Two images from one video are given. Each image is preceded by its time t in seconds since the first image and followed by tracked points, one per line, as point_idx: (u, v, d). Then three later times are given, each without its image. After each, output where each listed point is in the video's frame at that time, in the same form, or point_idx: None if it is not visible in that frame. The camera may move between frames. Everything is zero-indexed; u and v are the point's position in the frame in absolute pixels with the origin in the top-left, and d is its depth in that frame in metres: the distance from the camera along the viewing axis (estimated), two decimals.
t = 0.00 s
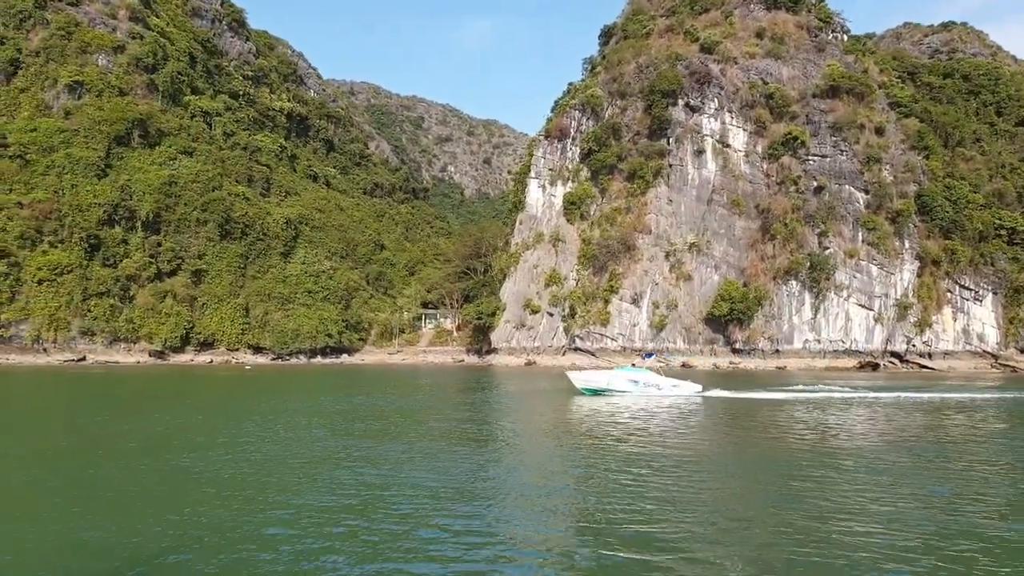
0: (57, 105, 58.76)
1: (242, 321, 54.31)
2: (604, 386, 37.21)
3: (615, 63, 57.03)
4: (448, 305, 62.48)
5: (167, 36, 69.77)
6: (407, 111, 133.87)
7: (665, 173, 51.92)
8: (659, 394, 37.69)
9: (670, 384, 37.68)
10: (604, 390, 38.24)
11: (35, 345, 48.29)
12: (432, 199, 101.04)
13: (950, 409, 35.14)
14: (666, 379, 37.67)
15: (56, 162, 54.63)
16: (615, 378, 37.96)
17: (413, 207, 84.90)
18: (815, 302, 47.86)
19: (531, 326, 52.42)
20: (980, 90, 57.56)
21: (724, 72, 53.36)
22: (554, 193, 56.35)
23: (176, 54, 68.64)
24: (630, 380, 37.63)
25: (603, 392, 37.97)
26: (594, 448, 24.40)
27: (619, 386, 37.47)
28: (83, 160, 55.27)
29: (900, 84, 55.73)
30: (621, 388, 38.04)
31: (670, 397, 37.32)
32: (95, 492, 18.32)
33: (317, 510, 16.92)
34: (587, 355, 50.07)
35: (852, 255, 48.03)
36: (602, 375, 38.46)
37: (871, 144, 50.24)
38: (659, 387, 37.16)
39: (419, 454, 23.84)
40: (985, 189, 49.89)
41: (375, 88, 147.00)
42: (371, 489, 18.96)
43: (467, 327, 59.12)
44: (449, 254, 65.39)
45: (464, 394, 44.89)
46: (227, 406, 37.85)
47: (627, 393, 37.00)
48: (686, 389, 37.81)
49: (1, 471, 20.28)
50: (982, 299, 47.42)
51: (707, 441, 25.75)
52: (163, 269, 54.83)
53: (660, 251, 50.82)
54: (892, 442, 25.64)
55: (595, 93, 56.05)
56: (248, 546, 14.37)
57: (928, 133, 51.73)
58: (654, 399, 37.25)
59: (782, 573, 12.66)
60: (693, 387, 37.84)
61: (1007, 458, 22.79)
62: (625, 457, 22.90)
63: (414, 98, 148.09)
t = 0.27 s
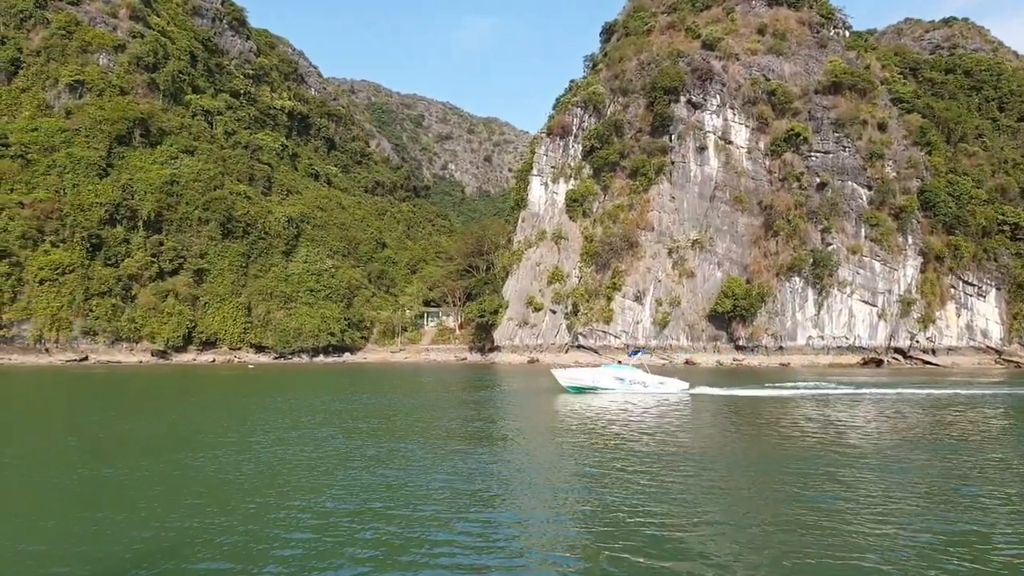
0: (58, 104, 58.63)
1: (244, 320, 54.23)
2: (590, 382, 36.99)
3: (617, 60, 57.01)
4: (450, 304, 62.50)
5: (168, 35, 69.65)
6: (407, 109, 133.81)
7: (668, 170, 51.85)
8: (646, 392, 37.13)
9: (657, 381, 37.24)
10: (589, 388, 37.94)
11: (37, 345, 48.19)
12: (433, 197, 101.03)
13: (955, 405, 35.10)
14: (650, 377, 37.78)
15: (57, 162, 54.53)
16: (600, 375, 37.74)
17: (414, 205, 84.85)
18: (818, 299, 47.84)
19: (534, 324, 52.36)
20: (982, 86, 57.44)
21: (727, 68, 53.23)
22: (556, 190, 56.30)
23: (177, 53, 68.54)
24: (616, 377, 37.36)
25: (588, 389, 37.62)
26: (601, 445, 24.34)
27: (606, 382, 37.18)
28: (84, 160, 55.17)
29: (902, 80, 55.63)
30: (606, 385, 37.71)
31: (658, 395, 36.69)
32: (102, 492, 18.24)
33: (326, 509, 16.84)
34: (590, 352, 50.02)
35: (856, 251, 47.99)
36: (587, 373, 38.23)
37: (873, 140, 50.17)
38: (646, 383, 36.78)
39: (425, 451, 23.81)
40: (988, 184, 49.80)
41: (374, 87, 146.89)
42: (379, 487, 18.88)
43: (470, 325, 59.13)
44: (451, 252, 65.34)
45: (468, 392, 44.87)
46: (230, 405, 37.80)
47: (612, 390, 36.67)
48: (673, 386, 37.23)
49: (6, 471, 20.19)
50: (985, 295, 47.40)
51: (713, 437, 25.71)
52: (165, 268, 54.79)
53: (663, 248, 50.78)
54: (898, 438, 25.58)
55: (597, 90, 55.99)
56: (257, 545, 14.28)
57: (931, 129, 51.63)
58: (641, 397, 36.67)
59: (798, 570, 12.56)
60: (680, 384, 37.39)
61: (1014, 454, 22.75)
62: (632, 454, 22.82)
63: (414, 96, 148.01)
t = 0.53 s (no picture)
0: (60, 104, 58.60)
1: (247, 320, 54.22)
2: (575, 381, 36.23)
3: (619, 57, 56.90)
4: (453, 302, 62.48)
5: (169, 35, 69.64)
6: (408, 107, 133.73)
7: (671, 168, 51.71)
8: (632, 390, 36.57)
9: (643, 378, 36.66)
10: (574, 387, 37.18)
11: (41, 345, 48.21)
12: (435, 196, 100.98)
13: (961, 402, 34.93)
14: (638, 372, 36.98)
15: (60, 162, 54.51)
16: (584, 373, 36.98)
17: (416, 204, 84.82)
18: (822, 296, 47.69)
19: (537, 322, 52.25)
20: (985, 81, 57.17)
21: (729, 65, 53.07)
22: (559, 188, 56.19)
23: (178, 53, 68.50)
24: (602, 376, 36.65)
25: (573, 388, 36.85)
26: (606, 443, 24.25)
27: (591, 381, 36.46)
28: (87, 160, 55.17)
29: (905, 76, 55.40)
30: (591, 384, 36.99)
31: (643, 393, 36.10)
32: (106, 492, 18.16)
33: (330, 508, 16.75)
34: (594, 350, 49.93)
35: (860, 248, 47.82)
36: (572, 371, 37.40)
37: (877, 136, 49.99)
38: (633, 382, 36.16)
39: (429, 450, 23.75)
40: (993, 180, 49.56)
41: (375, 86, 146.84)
42: (383, 486, 18.80)
43: (473, 324, 59.09)
44: (453, 250, 65.27)
45: (471, 390, 44.80)
46: (232, 404, 37.77)
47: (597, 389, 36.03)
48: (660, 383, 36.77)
49: (10, 471, 20.12)
50: (990, 292, 47.20)
51: (718, 435, 25.62)
52: (168, 268, 54.75)
53: (666, 245, 50.67)
54: (904, 435, 25.46)
55: (599, 87, 55.87)
56: (262, 544, 14.18)
57: (934, 125, 51.41)
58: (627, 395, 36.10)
59: (807, 567, 12.46)
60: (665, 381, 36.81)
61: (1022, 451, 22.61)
62: (636, 452, 22.75)
63: (414, 95, 147.94)
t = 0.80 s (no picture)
0: (66, 104, 58.72)
1: (252, 318, 54.25)
2: (563, 381, 36.15)
3: (624, 55, 56.76)
4: (457, 301, 62.45)
5: (174, 34, 69.71)
6: (412, 106, 133.70)
7: (676, 166, 51.53)
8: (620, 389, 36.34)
9: (631, 378, 36.41)
10: (562, 387, 37.43)
11: (48, 343, 48.30)
12: (439, 195, 100.94)
13: (969, 401, 34.69)
14: (627, 372, 36.62)
15: (66, 161, 54.59)
16: (573, 373, 36.82)
17: (420, 203, 84.79)
18: (829, 295, 47.47)
19: (541, 321, 52.11)
20: (993, 79, 56.79)
21: (735, 63, 52.86)
22: (563, 187, 56.06)
23: (182, 52, 68.55)
24: (590, 376, 36.55)
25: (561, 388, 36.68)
26: (612, 442, 24.13)
27: (579, 380, 36.37)
28: (93, 159, 55.25)
29: (912, 73, 55.09)
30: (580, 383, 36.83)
31: (631, 392, 35.83)
32: (111, 490, 18.10)
33: (336, 507, 16.65)
34: (599, 349, 49.78)
35: (866, 246, 47.60)
36: (560, 371, 37.21)
37: (884, 134, 49.72)
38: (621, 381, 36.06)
39: (434, 448, 23.67)
40: (1000, 178, 49.21)
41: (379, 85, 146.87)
42: (389, 485, 18.71)
43: (477, 323, 59.05)
44: (458, 249, 65.18)
45: (476, 388, 44.70)
46: (237, 403, 37.75)
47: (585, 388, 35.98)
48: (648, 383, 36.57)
49: (16, 470, 20.09)
50: (998, 290, 46.92)
51: (725, 434, 25.50)
52: (173, 266, 54.83)
53: (671, 244, 50.52)
54: (912, 435, 25.26)
55: (604, 85, 55.72)
56: (269, 543, 14.10)
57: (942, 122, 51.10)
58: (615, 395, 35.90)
59: (819, 567, 12.33)
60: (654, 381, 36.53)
61: None
62: (643, 450, 22.61)
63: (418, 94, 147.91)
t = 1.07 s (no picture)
0: (71, 103, 58.79)
1: (257, 318, 54.28)
2: (551, 381, 36.03)
3: (629, 56, 56.72)
4: (461, 302, 62.42)
5: (179, 34, 69.78)
6: (415, 107, 133.75)
7: (681, 167, 51.45)
8: (608, 390, 36.24)
9: (619, 379, 36.42)
10: (550, 388, 37.20)
11: (53, 343, 48.35)
12: (442, 195, 100.95)
13: (976, 403, 34.58)
14: (615, 373, 36.59)
15: (71, 160, 54.65)
16: (561, 374, 36.78)
17: (423, 203, 84.81)
18: (834, 296, 47.36)
19: (546, 322, 52.04)
20: (999, 80, 56.64)
21: (740, 64, 52.79)
22: (568, 187, 56.01)
23: (187, 51, 68.62)
24: (579, 376, 36.50)
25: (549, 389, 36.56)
26: (619, 443, 24.05)
27: (567, 381, 36.27)
28: (98, 158, 55.31)
29: (918, 74, 54.97)
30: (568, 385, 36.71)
31: (619, 394, 35.77)
32: (118, 490, 18.05)
33: (344, 507, 16.56)
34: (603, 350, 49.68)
35: (872, 248, 47.48)
36: (548, 373, 37.25)
37: (890, 135, 49.61)
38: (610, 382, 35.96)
39: (442, 449, 23.62)
40: (1007, 179, 49.07)
41: (382, 85, 146.97)
42: (397, 486, 18.64)
43: (482, 323, 59.02)
44: (462, 249, 65.14)
45: (480, 389, 44.62)
46: (242, 403, 37.71)
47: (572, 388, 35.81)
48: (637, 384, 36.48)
49: (24, 469, 20.05)
50: (1005, 292, 46.80)
51: (732, 435, 25.43)
52: (178, 266, 54.87)
53: (677, 245, 50.42)
54: (921, 436, 25.15)
55: (609, 86, 55.66)
56: (278, 542, 14.04)
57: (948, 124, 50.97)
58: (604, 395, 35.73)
59: (834, 570, 12.21)
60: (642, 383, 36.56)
61: None
62: (651, 451, 22.53)
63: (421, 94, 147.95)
